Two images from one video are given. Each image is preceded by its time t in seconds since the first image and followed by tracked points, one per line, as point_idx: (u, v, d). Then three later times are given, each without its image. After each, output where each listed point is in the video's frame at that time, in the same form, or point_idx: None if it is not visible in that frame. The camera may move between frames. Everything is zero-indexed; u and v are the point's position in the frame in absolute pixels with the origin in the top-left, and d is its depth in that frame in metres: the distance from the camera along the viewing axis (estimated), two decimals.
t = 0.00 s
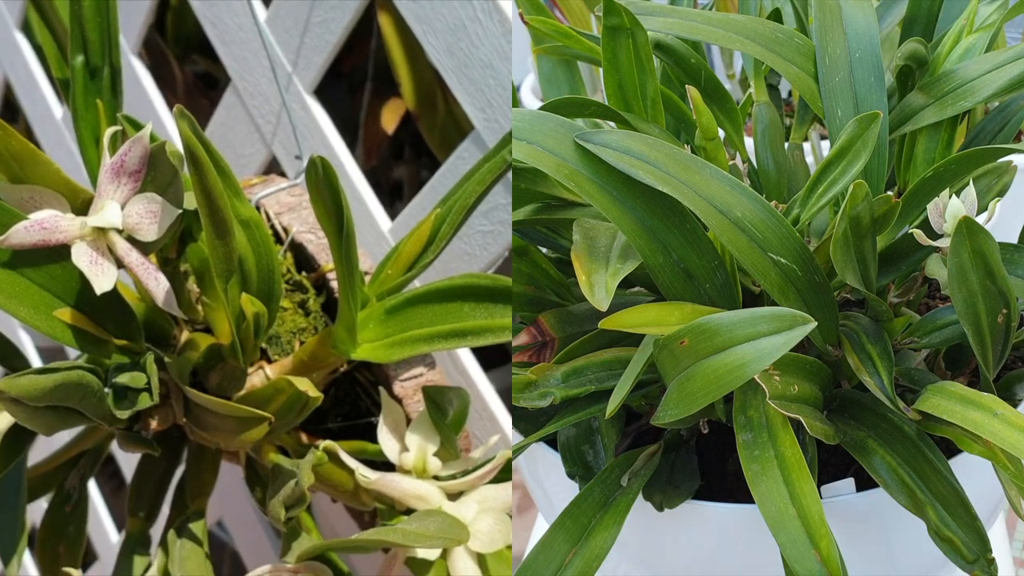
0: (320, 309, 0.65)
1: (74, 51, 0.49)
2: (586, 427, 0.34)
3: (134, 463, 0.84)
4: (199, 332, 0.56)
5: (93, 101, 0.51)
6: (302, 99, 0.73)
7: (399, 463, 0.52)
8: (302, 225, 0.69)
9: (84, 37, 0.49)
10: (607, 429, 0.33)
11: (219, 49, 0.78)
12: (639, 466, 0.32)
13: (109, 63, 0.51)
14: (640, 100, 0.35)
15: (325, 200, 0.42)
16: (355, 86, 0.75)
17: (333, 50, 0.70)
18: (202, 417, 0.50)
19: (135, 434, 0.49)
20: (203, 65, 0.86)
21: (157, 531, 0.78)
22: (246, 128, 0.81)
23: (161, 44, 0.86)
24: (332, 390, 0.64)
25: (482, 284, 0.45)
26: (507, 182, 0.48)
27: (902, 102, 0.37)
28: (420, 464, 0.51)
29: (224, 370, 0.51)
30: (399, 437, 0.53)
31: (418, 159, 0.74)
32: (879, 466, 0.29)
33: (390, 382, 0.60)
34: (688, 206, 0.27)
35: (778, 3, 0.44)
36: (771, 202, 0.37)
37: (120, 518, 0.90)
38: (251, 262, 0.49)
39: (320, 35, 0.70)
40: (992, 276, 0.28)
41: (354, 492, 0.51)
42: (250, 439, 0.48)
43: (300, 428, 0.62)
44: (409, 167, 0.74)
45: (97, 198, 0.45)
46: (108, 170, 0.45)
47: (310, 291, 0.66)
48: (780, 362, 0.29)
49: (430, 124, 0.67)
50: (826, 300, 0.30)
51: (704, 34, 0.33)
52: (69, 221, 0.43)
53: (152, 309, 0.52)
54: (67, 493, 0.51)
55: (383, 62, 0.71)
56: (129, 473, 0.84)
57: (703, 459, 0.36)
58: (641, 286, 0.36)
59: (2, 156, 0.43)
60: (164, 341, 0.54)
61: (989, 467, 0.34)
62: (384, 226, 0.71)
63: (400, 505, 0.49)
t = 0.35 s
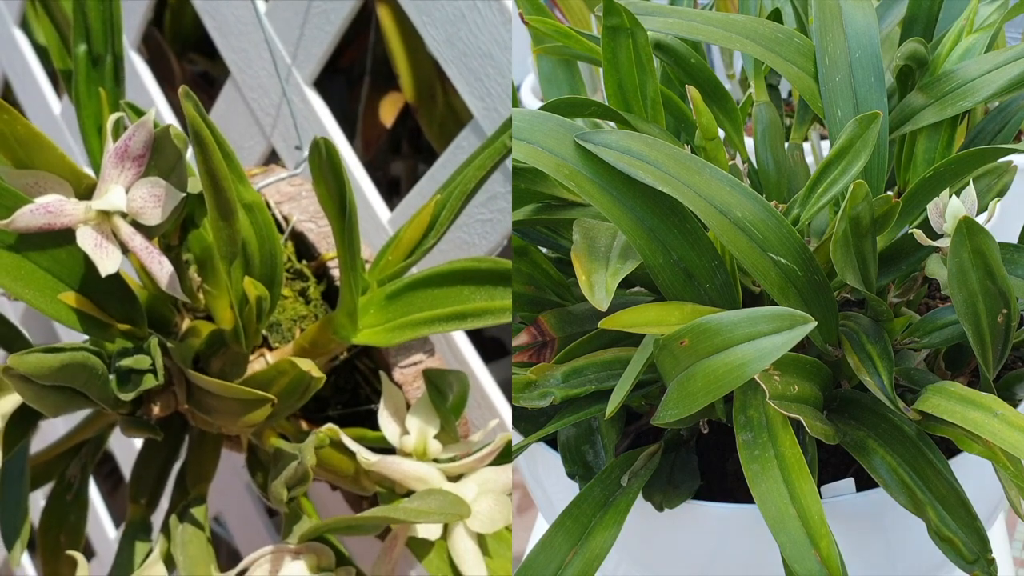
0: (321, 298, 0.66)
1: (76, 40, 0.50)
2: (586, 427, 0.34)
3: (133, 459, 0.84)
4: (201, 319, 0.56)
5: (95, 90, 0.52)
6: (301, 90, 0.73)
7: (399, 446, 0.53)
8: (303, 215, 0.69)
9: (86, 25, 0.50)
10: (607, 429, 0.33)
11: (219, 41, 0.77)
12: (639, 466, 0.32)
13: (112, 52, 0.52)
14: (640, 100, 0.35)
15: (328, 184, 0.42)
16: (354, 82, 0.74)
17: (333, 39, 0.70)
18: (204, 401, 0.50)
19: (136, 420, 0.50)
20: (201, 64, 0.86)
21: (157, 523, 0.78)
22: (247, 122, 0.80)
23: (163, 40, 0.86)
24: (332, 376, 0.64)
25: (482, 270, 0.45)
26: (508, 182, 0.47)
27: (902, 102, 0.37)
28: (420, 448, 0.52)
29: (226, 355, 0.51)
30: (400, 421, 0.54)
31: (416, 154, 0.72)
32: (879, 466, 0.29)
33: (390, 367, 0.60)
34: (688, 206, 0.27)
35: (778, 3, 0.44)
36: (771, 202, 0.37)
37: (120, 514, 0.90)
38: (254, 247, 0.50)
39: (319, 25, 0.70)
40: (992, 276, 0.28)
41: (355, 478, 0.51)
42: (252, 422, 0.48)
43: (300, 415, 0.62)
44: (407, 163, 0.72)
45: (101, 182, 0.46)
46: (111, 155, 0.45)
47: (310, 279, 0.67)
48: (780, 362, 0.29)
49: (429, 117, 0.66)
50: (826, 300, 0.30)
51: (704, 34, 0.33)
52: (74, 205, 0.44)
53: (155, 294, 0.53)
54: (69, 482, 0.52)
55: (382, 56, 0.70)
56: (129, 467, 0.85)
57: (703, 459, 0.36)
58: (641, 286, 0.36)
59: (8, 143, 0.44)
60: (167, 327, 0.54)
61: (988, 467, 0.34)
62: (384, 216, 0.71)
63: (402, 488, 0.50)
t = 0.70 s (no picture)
0: (322, 286, 0.66)
1: (80, 28, 0.50)
2: (586, 427, 0.34)
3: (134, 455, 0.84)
4: (203, 306, 0.56)
5: (99, 78, 0.51)
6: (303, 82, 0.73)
7: (399, 429, 0.51)
8: (304, 203, 0.69)
9: (90, 13, 0.50)
10: (607, 429, 0.33)
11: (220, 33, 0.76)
12: (639, 466, 0.32)
13: (116, 41, 0.52)
14: (640, 100, 0.35)
15: (330, 171, 0.42)
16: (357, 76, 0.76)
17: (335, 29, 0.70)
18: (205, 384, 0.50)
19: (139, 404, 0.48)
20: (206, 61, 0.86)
21: (158, 513, 0.78)
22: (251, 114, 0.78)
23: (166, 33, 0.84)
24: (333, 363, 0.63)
25: (485, 254, 0.45)
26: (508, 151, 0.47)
27: (902, 102, 0.37)
28: (420, 430, 0.51)
29: (227, 341, 0.52)
30: (400, 406, 0.53)
31: (417, 147, 0.75)
32: (879, 466, 0.29)
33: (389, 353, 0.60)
34: (688, 206, 0.27)
35: (778, 3, 0.44)
36: (771, 202, 0.37)
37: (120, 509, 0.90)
38: (256, 232, 0.49)
39: (320, 17, 0.70)
40: (992, 276, 0.28)
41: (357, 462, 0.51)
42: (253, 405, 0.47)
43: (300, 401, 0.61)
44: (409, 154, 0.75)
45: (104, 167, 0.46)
46: (115, 140, 0.45)
47: (311, 267, 0.66)
48: (779, 362, 0.29)
49: (430, 108, 0.67)
50: (826, 300, 0.30)
51: (704, 34, 0.33)
52: (78, 189, 0.43)
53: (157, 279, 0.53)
54: (72, 469, 0.52)
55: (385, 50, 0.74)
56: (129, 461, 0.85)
57: (703, 459, 0.37)
58: (641, 286, 0.37)
59: (9, 125, 0.42)
60: (170, 314, 0.54)
61: (988, 467, 0.34)
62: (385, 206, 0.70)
63: (401, 471, 0.49)
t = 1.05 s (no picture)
0: (320, 278, 0.65)
1: (79, 22, 0.50)
2: (586, 427, 0.35)
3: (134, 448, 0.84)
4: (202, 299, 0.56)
5: (98, 72, 0.51)
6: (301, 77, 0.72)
7: (396, 419, 0.50)
8: (303, 195, 0.70)
9: (89, 7, 0.50)
10: (607, 428, 0.33)
11: (219, 29, 0.76)
12: (639, 466, 0.32)
13: (115, 34, 0.52)
14: (640, 100, 0.35)
15: (328, 162, 0.42)
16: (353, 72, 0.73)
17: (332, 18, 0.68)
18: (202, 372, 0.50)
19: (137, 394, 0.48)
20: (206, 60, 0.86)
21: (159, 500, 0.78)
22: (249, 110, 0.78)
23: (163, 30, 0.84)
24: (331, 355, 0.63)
25: (486, 246, 0.44)
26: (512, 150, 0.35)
27: (902, 102, 0.37)
28: (416, 420, 0.50)
29: (226, 332, 0.52)
30: (397, 395, 0.52)
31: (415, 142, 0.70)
32: (879, 466, 0.29)
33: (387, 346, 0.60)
34: (688, 206, 0.27)
35: (778, 3, 0.44)
36: (771, 202, 0.37)
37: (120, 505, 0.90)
38: (254, 223, 0.49)
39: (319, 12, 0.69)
40: (992, 276, 0.28)
41: (353, 451, 0.50)
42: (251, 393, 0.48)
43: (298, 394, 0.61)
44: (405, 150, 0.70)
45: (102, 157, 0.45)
46: (114, 132, 0.45)
47: (310, 259, 0.66)
48: (779, 362, 0.29)
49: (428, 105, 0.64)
50: (826, 300, 0.30)
51: (704, 34, 0.33)
52: (77, 180, 0.43)
53: (155, 270, 0.51)
54: (72, 461, 0.52)
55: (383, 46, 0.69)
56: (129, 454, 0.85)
57: (703, 458, 0.37)
58: (641, 286, 0.37)
59: (8, 116, 0.42)
60: (169, 306, 0.52)
61: (989, 467, 0.34)
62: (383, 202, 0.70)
63: (399, 460, 0.48)
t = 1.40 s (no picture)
0: (314, 268, 0.65)
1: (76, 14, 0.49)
2: (586, 427, 0.35)
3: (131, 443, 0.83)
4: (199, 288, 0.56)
5: (93, 63, 0.51)
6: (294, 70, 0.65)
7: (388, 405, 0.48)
8: (297, 186, 0.70)
9: None
10: (607, 428, 0.33)
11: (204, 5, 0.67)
12: (639, 466, 0.32)
13: (110, 25, 0.51)
14: (640, 100, 0.35)
15: (319, 148, 0.40)
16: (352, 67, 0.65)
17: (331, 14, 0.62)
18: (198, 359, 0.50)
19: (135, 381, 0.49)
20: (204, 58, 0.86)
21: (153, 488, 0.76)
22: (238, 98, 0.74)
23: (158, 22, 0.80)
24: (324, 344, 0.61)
25: (478, 232, 0.40)
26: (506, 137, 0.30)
27: (902, 102, 0.37)
28: (408, 406, 0.47)
29: (221, 319, 0.51)
30: (389, 381, 0.49)
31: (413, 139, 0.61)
32: (879, 466, 0.29)
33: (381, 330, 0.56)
34: (688, 206, 0.27)
35: (778, 3, 0.44)
36: (771, 202, 0.37)
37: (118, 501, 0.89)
38: (248, 209, 0.48)
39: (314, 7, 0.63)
40: (992, 276, 0.28)
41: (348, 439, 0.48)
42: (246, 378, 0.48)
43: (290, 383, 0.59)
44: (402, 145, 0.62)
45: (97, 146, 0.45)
46: (109, 120, 0.44)
47: (304, 249, 0.67)
48: (779, 362, 0.29)
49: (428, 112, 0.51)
50: (826, 300, 0.30)
51: (704, 34, 0.34)
52: (72, 167, 0.43)
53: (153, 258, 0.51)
54: (70, 452, 0.51)
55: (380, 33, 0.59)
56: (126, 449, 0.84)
57: (703, 458, 0.37)
58: (641, 286, 0.37)
59: (7, 107, 0.42)
60: (165, 295, 0.53)
61: (989, 468, 0.34)
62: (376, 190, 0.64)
63: (393, 446, 0.45)
